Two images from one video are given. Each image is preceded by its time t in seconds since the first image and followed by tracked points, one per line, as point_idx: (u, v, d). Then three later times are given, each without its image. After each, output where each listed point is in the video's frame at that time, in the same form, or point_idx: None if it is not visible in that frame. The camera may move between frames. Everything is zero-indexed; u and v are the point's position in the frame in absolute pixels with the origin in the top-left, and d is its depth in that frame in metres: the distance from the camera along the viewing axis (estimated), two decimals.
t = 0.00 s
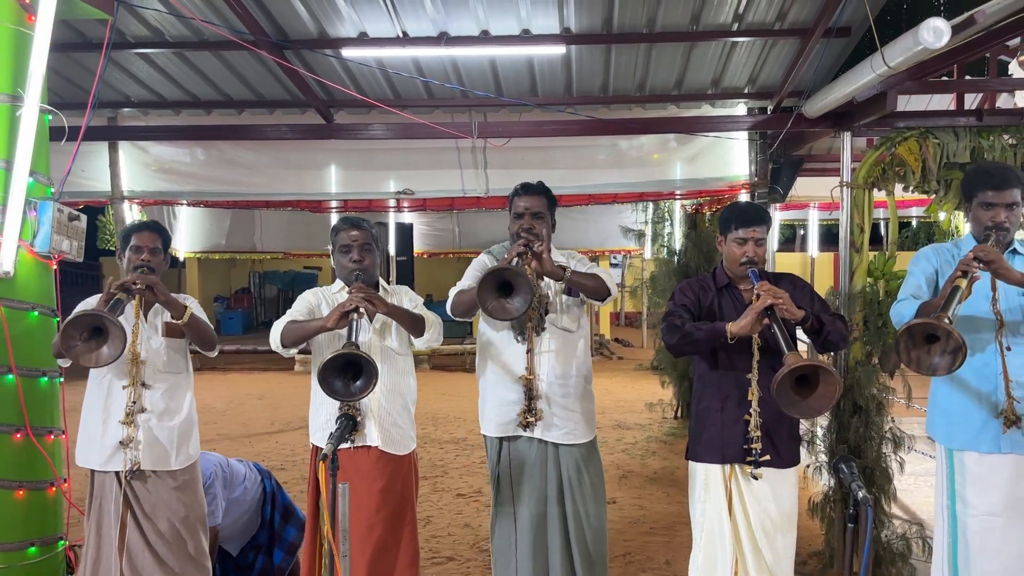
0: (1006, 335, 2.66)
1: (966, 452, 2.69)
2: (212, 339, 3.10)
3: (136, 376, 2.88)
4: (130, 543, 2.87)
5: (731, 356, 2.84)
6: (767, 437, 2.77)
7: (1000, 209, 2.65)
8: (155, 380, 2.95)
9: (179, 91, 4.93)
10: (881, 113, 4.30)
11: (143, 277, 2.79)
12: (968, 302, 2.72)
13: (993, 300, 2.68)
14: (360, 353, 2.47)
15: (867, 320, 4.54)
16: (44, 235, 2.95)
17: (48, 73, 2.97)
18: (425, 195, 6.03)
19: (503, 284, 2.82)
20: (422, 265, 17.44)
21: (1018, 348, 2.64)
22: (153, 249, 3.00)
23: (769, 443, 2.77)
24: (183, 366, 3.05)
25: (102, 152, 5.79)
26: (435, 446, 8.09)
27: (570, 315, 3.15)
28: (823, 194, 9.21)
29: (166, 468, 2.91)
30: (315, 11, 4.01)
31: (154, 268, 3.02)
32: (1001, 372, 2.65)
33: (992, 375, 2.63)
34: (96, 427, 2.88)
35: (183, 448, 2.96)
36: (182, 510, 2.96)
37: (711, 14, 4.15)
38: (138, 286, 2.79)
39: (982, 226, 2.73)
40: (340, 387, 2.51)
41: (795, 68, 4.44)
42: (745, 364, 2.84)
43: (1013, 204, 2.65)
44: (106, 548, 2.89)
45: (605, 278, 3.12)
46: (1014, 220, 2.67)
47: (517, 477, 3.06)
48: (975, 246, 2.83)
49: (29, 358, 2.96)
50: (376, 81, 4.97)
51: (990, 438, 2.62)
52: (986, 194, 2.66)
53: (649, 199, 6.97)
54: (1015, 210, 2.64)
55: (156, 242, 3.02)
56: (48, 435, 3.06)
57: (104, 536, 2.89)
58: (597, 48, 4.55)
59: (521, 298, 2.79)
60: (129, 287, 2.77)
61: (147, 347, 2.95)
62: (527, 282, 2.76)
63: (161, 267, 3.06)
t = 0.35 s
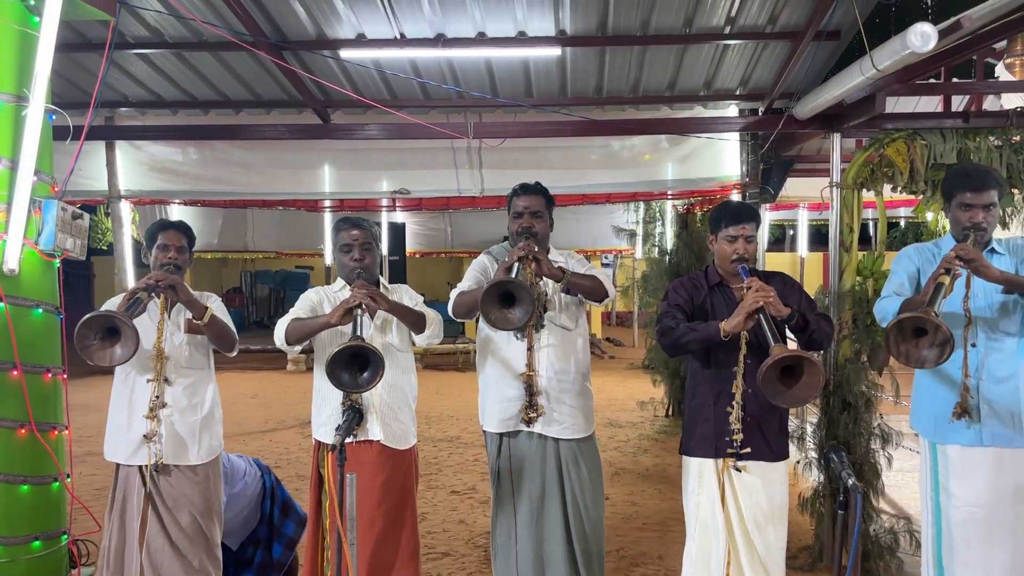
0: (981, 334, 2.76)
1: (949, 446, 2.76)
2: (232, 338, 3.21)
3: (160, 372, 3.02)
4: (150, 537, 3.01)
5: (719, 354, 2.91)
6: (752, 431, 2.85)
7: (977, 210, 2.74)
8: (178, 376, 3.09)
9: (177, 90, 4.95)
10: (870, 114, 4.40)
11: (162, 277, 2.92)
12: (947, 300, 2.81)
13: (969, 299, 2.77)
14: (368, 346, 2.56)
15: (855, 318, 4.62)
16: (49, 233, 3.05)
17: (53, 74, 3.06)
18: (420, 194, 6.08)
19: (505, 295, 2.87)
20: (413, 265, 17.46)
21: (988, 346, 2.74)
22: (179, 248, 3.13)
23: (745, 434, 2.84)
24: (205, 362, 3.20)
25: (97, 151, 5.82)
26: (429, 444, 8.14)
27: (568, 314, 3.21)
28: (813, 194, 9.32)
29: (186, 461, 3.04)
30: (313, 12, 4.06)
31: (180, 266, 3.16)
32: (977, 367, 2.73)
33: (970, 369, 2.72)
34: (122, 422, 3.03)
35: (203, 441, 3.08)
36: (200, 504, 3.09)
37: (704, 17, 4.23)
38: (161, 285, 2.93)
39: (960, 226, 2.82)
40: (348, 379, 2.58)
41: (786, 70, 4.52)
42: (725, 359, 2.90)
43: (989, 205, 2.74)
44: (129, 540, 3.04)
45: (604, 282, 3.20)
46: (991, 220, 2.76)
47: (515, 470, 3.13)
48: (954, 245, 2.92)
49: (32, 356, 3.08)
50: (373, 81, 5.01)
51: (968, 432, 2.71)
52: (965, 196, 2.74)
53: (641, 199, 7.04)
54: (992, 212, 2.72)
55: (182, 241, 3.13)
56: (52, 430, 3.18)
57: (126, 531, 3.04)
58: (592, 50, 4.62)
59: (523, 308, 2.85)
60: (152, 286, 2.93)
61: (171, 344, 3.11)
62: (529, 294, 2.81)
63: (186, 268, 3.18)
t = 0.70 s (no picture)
0: (958, 333, 2.79)
1: (928, 443, 2.81)
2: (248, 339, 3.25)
3: (181, 370, 3.06)
4: (165, 536, 3.05)
5: (716, 354, 2.94)
6: (747, 432, 2.89)
7: (948, 214, 2.79)
8: (197, 377, 3.13)
9: (172, 92, 4.97)
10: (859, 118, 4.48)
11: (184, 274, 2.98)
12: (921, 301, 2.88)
13: (942, 299, 2.83)
14: (363, 344, 2.59)
15: (845, 319, 4.72)
16: (48, 234, 3.09)
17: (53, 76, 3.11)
18: (414, 195, 6.12)
19: (498, 288, 2.92)
20: (406, 265, 17.49)
21: (963, 343, 2.79)
22: (201, 251, 3.19)
23: (745, 435, 2.88)
24: (224, 362, 3.22)
25: (92, 152, 5.84)
26: (423, 444, 8.18)
27: (559, 314, 3.25)
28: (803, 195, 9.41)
29: (206, 460, 3.09)
30: (309, 15, 4.09)
31: (200, 269, 3.21)
32: (952, 366, 2.79)
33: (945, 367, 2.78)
34: (145, 420, 3.08)
35: (222, 441, 3.13)
36: (216, 503, 3.14)
37: (696, 21, 4.29)
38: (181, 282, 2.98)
39: (933, 230, 2.88)
40: (342, 377, 2.62)
41: (777, 74, 4.59)
42: (724, 361, 2.93)
43: (959, 209, 2.79)
44: (144, 540, 3.08)
45: (595, 279, 3.21)
46: (961, 225, 2.81)
47: (510, 469, 3.17)
48: (928, 248, 2.97)
49: (31, 356, 3.11)
50: (368, 84, 5.06)
51: (945, 429, 2.77)
52: (936, 200, 2.80)
53: (633, 200, 7.10)
54: (963, 215, 2.78)
55: (205, 244, 3.20)
56: (51, 430, 3.22)
57: (144, 531, 3.09)
58: (585, 54, 4.68)
59: (515, 301, 2.91)
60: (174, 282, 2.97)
61: (191, 344, 3.13)
62: (522, 287, 2.89)
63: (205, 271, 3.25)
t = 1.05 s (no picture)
0: (936, 336, 2.85)
1: (909, 442, 2.86)
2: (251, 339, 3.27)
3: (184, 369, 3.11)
4: (166, 535, 3.09)
5: (714, 354, 2.97)
6: (750, 430, 2.90)
7: (925, 219, 2.84)
8: (199, 376, 3.17)
9: (170, 94, 5.00)
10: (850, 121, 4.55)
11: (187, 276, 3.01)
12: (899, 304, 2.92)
13: (922, 302, 2.86)
14: (359, 350, 2.61)
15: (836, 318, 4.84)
16: (48, 236, 3.13)
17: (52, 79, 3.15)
18: (410, 197, 6.16)
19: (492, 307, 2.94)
20: (402, 266, 17.54)
21: (942, 345, 2.84)
22: (204, 251, 3.26)
23: (751, 437, 2.89)
24: (226, 361, 3.27)
25: (90, 154, 5.86)
26: (418, 444, 8.22)
27: (552, 315, 3.32)
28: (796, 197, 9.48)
29: (206, 460, 3.11)
30: (306, 19, 4.12)
31: (204, 269, 3.28)
32: (932, 367, 2.84)
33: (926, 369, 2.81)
34: (146, 418, 3.13)
35: (223, 440, 3.16)
36: (215, 502, 3.16)
37: (689, 25, 4.34)
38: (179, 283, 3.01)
39: (910, 235, 2.91)
40: (340, 382, 2.65)
41: (769, 78, 4.64)
42: (728, 364, 2.96)
43: (936, 215, 2.83)
44: (143, 539, 3.11)
45: (586, 284, 3.29)
46: (938, 229, 2.85)
47: (507, 468, 3.20)
48: (905, 252, 3.03)
49: (31, 356, 3.15)
50: (364, 87, 5.10)
51: (925, 430, 2.82)
52: (913, 207, 2.84)
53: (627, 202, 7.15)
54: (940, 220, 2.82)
55: (208, 245, 3.28)
56: (50, 430, 3.25)
57: (142, 529, 3.12)
58: (579, 58, 4.73)
59: (510, 321, 2.94)
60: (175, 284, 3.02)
61: (194, 344, 3.18)
62: (517, 308, 2.91)
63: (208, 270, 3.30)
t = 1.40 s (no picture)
0: (914, 333, 2.93)
1: (890, 438, 2.93)
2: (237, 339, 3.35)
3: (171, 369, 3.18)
4: (156, 527, 3.13)
5: (705, 331, 3.08)
6: (745, 412, 2.99)
7: (901, 220, 2.93)
8: (186, 375, 3.24)
9: (169, 96, 5.06)
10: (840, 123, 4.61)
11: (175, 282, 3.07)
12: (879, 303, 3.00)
13: (901, 301, 2.94)
14: (354, 354, 2.67)
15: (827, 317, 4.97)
16: (49, 236, 3.19)
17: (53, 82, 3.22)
18: (407, 198, 6.22)
19: (490, 313, 2.99)
20: (399, 266, 17.61)
21: (920, 342, 2.92)
22: (190, 251, 3.32)
23: (747, 417, 2.98)
24: (212, 360, 3.35)
25: (90, 155, 5.92)
26: (416, 443, 8.28)
27: (548, 314, 3.36)
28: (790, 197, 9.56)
29: (191, 454, 3.18)
30: (303, 22, 4.18)
31: (189, 269, 3.34)
32: (912, 364, 2.91)
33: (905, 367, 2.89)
34: (133, 416, 3.19)
35: (208, 434, 3.23)
36: (204, 497, 3.21)
37: (680, 29, 4.40)
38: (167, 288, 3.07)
39: (888, 235, 3.00)
40: (335, 384, 2.71)
41: (759, 80, 4.71)
42: (718, 356, 3.04)
43: (913, 216, 2.92)
44: (133, 531, 3.15)
45: (583, 286, 3.36)
46: (914, 230, 2.94)
47: (505, 464, 3.26)
48: (883, 251, 3.10)
49: (33, 354, 3.22)
50: (361, 89, 5.17)
51: (905, 426, 2.89)
52: (889, 208, 2.93)
53: (623, 203, 7.22)
54: (915, 222, 2.92)
55: (192, 244, 3.33)
56: (51, 426, 3.32)
57: (130, 523, 3.16)
58: (572, 61, 4.80)
59: (508, 326, 2.99)
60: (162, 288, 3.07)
61: (180, 345, 3.24)
62: (514, 314, 2.95)
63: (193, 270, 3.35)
